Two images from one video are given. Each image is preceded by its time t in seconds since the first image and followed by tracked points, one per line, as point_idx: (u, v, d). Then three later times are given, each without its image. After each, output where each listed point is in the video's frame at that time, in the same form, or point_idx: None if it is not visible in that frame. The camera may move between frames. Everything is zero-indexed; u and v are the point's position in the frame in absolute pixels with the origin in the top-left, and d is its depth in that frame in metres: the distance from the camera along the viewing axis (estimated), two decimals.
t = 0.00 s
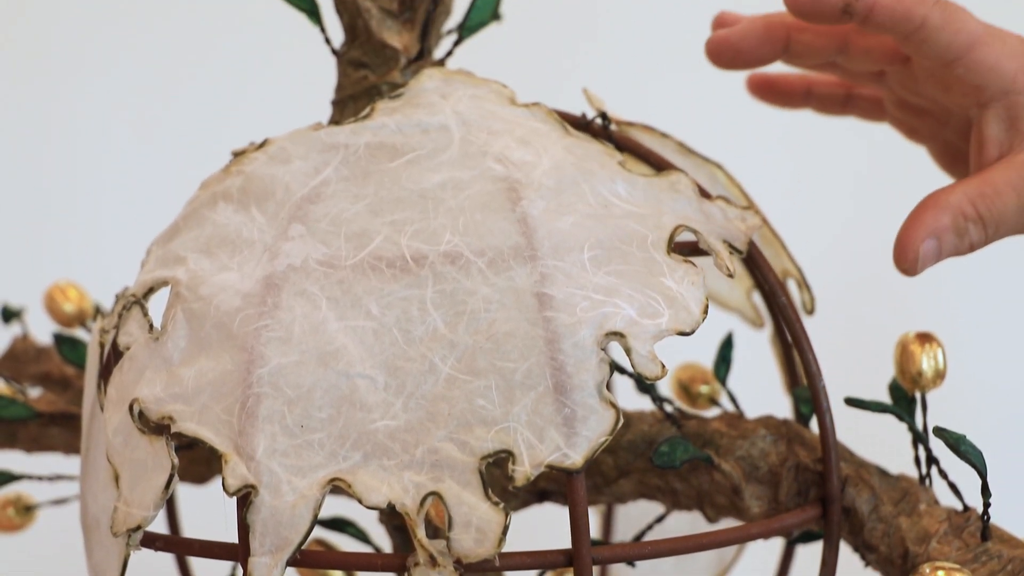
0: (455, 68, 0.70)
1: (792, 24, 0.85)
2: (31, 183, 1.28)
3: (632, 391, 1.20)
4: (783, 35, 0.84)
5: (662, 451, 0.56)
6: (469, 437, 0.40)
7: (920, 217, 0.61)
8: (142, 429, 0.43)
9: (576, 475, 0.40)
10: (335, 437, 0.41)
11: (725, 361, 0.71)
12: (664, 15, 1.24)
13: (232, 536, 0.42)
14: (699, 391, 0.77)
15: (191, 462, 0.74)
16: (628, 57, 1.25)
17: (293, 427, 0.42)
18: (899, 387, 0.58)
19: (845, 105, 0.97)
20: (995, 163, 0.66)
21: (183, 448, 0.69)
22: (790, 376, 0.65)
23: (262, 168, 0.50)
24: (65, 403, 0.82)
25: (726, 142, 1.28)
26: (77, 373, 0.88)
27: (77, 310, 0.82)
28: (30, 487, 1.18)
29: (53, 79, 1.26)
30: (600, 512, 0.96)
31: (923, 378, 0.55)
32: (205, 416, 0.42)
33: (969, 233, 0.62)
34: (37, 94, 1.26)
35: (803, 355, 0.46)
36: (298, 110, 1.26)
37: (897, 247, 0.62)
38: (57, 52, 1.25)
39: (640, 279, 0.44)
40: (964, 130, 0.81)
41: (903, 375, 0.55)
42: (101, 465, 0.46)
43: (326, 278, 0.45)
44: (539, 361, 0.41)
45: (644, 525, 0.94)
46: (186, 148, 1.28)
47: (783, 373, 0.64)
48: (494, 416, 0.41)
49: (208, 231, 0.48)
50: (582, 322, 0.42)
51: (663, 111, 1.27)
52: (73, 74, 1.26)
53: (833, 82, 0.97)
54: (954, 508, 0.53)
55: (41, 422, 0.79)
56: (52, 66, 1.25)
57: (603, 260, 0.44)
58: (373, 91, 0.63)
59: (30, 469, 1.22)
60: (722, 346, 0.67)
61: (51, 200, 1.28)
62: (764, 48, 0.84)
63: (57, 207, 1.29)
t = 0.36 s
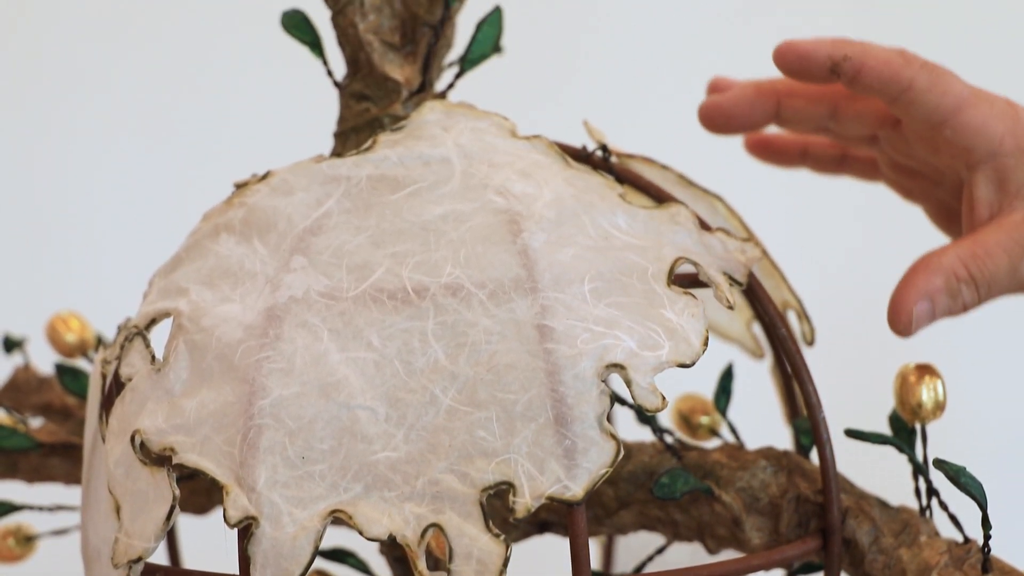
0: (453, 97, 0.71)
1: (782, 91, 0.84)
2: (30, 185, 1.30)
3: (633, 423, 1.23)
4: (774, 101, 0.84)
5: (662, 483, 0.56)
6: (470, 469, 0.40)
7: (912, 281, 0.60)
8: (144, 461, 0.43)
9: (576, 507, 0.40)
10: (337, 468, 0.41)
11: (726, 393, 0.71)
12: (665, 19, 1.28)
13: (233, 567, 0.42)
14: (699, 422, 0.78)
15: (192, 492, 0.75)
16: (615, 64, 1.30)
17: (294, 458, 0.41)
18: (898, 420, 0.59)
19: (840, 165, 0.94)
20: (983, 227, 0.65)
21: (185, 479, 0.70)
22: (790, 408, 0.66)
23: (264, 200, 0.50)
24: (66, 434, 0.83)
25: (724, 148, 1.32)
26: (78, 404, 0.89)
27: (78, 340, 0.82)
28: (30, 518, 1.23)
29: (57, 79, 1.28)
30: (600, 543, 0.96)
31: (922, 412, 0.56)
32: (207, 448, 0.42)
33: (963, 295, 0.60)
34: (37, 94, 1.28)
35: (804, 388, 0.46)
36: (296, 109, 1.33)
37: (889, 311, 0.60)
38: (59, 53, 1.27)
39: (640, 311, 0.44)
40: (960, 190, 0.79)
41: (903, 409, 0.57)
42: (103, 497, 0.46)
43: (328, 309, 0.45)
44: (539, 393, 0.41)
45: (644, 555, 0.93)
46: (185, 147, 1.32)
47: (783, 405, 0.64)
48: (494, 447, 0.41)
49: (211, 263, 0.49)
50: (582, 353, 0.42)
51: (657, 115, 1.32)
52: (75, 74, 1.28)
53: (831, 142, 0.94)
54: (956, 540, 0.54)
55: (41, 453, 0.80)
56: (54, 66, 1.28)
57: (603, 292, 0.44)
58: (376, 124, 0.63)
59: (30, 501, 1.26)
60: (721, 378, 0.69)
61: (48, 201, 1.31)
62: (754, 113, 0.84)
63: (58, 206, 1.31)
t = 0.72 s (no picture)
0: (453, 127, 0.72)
1: (835, 160, 0.73)
2: (15, 182, 1.31)
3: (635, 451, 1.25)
4: (826, 171, 0.73)
5: (661, 508, 0.57)
6: (471, 496, 0.40)
7: (961, 343, 0.57)
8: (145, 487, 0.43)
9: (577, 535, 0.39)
10: (337, 495, 0.40)
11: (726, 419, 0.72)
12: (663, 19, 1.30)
13: None
14: (699, 448, 0.78)
15: (191, 519, 0.75)
16: (607, 65, 1.31)
17: (295, 485, 0.41)
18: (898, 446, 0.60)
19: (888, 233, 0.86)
20: None
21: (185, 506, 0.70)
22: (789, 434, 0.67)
23: (266, 228, 0.51)
24: (66, 460, 0.83)
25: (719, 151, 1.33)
26: (80, 429, 0.90)
27: (80, 366, 0.83)
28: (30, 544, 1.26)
29: (50, 78, 1.30)
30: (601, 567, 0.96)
31: (922, 439, 0.57)
32: (207, 474, 0.42)
33: (1014, 363, 0.58)
34: (36, 96, 1.30)
35: (804, 416, 0.49)
36: (305, 112, 1.36)
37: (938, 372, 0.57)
38: (56, 53, 1.30)
39: (640, 339, 0.44)
40: (1009, 261, 0.74)
41: (902, 435, 0.58)
42: (104, 525, 0.47)
43: (329, 336, 0.45)
44: (541, 420, 0.41)
45: None
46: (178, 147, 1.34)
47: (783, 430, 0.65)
48: (495, 475, 0.40)
49: (212, 290, 0.49)
50: (583, 380, 0.42)
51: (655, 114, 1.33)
52: (71, 74, 1.30)
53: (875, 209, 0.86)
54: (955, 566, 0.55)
55: (41, 479, 0.80)
56: (48, 64, 1.30)
57: (604, 319, 0.45)
58: (377, 151, 0.63)
59: (33, 527, 1.29)
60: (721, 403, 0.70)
61: (37, 197, 1.32)
62: (809, 184, 0.73)
63: (48, 204, 1.32)
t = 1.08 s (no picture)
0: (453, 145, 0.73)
1: (828, 151, 0.71)
2: (15, 183, 1.33)
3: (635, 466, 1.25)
4: (818, 161, 0.71)
5: (663, 525, 0.58)
6: (471, 514, 0.40)
7: (985, 328, 0.54)
8: (146, 505, 0.43)
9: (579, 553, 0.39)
10: (338, 513, 0.40)
11: (727, 437, 0.72)
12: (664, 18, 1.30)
13: None
14: (700, 466, 0.79)
15: (192, 536, 0.75)
16: (608, 65, 1.31)
17: (295, 502, 0.41)
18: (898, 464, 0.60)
19: (882, 233, 0.84)
20: None
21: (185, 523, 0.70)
22: (790, 452, 0.67)
23: (267, 245, 0.51)
24: (66, 477, 0.83)
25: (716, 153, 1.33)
26: (80, 446, 0.90)
27: (81, 384, 0.83)
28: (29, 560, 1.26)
29: (50, 79, 1.30)
30: None
31: (922, 458, 0.57)
32: (208, 492, 0.42)
33: None
34: (36, 100, 1.31)
35: (803, 434, 0.50)
36: (303, 109, 1.35)
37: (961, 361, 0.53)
38: (56, 54, 1.30)
39: (641, 357, 0.44)
40: (1005, 257, 0.71)
41: (903, 452, 0.58)
42: (104, 543, 0.47)
43: (330, 354, 0.45)
44: (541, 438, 0.41)
45: None
46: (177, 147, 1.34)
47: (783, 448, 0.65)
48: (496, 492, 0.40)
49: (213, 308, 0.49)
50: (584, 399, 0.42)
51: (656, 114, 1.33)
52: (70, 75, 1.31)
53: (869, 210, 0.85)
54: None
55: (42, 496, 0.80)
56: (48, 65, 1.30)
57: (604, 337, 0.45)
58: (378, 168, 0.64)
59: (33, 544, 1.29)
60: (722, 422, 0.72)
61: (37, 198, 1.33)
62: (801, 175, 0.71)
63: (48, 204, 1.34)
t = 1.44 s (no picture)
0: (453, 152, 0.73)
1: (830, 147, 0.70)
2: (16, 183, 1.33)
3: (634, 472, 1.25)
4: (821, 158, 0.70)
5: (662, 532, 0.58)
6: (471, 521, 0.40)
7: (968, 335, 0.54)
8: (146, 511, 0.42)
9: (578, 560, 0.39)
10: (338, 520, 0.40)
11: (727, 444, 0.72)
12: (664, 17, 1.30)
13: None
14: (700, 472, 0.79)
15: (192, 542, 0.75)
16: (607, 65, 1.32)
17: (295, 509, 0.41)
18: (898, 471, 0.60)
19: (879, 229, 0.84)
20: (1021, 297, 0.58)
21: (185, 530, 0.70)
22: (790, 459, 0.67)
23: (267, 251, 0.51)
24: (66, 483, 0.83)
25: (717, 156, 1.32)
26: (79, 452, 0.90)
27: (81, 390, 0.83)
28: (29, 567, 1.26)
29: (50, 79, 1.30)
30: None
31: (922, 464, 0.57)
32: (208, 499, 0.42)
33: (1020, 357, 0.55)
34: (36, 99, 1.31)
35: (804, 442, 0.50)
36: (303, 112, 1.35)
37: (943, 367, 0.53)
38: (56, 54, 1.30)
39: (641, 364, 0.44)
40: (1005, 256, 0.72)
41: (903, 459, 0.58)
42: (104, 550, 0.47)
43: (330, 361, 0.45)
44: (541, 445, 0.41)
45: None
46: (177, 147, 1.34)
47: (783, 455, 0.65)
48: (496, 499, 0.40)
49: (214, 315, 0.50)
50: (584, 406, 0.42)
51: (655, 115, 1.33)
52: (70, 75, 1.31)
53: (867, 206, 0.85)
54: None
55: (42, 502, 0.80)
56: (48, 65, 1.30)
57: (604, 344, 0.45)
58: (378, 176, 0.64)
59: (33, 551, 1.29)
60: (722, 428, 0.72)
61: (37, 198, 1.34)
62: (803, 171, 0.70)
63: (48, 204, 1.34)
